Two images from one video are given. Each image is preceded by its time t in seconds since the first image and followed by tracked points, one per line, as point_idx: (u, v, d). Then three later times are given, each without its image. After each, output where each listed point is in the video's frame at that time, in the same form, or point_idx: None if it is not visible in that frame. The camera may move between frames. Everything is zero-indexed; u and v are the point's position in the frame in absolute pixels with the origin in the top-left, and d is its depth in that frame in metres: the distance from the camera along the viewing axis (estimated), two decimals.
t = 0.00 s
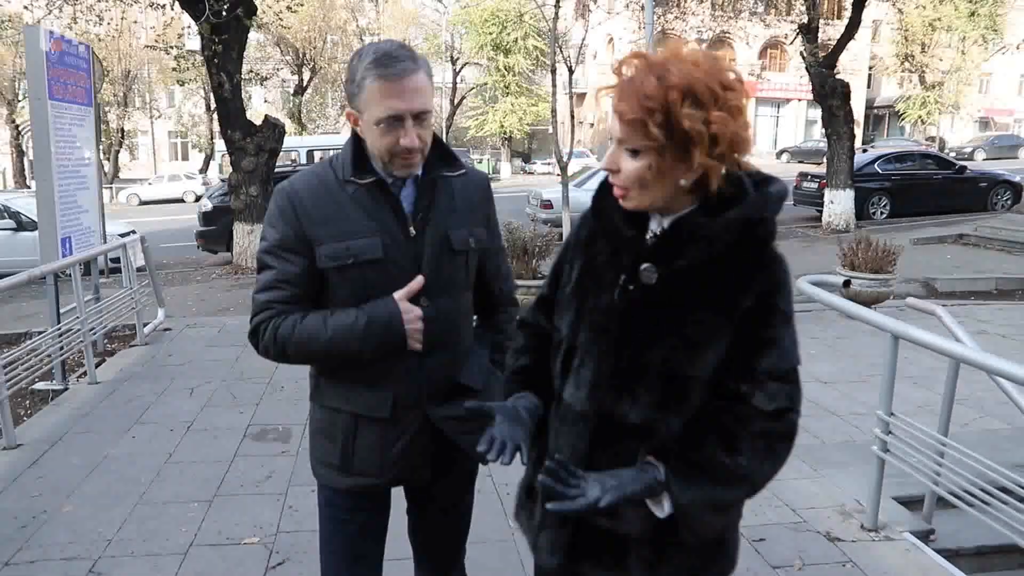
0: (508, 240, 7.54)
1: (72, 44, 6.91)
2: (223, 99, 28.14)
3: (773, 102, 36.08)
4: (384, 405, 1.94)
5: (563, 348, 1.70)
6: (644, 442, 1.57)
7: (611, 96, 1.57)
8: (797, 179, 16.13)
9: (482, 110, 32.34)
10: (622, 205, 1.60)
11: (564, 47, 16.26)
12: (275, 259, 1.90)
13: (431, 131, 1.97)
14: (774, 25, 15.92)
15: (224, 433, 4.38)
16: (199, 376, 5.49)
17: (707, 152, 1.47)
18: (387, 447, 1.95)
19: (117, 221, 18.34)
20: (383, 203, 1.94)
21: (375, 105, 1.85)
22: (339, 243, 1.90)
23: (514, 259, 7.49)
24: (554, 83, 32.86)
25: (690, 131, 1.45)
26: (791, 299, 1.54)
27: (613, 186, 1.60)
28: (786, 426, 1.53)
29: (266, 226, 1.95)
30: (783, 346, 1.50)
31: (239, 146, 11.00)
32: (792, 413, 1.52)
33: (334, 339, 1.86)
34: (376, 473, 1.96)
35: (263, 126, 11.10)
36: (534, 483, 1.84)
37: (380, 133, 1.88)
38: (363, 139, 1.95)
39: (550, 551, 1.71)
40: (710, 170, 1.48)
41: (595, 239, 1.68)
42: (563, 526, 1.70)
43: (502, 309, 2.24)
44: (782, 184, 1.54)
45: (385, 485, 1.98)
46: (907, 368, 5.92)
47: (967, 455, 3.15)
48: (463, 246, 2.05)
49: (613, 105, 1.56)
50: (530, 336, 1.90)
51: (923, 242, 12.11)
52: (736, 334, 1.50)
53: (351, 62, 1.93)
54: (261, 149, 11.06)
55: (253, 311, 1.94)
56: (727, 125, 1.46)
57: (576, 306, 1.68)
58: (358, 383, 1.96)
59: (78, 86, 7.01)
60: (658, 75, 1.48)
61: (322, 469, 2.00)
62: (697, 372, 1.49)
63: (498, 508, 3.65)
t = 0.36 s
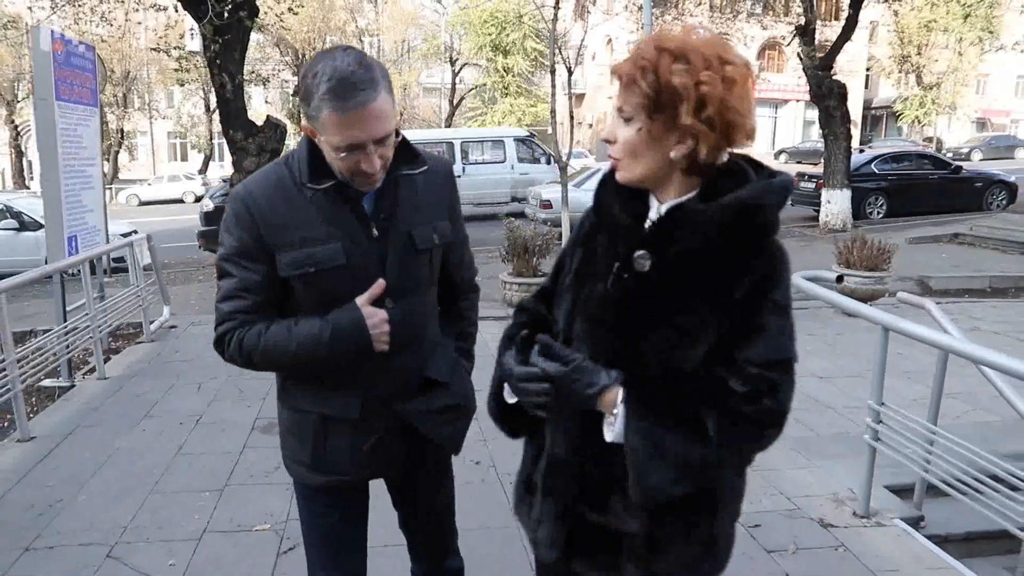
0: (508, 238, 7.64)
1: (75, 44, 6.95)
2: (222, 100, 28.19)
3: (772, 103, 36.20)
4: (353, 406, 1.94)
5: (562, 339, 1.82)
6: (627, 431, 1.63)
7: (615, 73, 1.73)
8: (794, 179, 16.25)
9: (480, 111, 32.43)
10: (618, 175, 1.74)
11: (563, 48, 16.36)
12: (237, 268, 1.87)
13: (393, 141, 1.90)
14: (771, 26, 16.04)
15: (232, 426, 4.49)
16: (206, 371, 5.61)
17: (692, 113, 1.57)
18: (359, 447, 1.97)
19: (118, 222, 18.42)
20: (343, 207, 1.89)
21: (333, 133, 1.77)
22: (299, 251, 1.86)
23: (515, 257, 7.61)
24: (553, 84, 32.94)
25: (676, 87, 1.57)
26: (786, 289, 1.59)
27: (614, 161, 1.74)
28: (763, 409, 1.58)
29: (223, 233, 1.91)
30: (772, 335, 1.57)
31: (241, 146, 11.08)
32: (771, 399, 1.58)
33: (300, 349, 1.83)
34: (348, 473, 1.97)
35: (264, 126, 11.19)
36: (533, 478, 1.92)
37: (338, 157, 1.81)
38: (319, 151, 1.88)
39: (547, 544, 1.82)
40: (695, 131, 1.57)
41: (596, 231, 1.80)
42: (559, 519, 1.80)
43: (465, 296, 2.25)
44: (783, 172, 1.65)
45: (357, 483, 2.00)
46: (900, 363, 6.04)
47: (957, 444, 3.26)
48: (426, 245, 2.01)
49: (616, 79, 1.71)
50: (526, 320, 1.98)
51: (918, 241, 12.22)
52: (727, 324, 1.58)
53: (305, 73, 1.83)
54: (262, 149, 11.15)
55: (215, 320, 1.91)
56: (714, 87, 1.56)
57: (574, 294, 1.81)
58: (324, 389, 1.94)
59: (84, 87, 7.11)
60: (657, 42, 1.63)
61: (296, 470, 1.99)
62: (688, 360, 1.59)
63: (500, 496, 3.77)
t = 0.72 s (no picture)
0: (503, 236, 7.75)
1: (73, 43, 6.98)
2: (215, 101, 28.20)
3: (764, 103, 36.42)
4: (331, 394, 1.91)
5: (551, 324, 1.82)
6: (611, 382, 1.57)
7: (600, 62, 1.72)
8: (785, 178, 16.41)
9: (474, 112, 32.56)
10: (609, 166, 1.72)
11: (557, 48, 16.49)
12: (223, 252, 1.90)
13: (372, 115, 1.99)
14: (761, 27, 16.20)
15: (235, 419, 4.57)
16: (206, 367, 5.69)
17: (685, 101, 1.58)
18: (339, 437, 1.93)
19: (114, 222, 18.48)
20: (325, 193, 1.90)
21: (311, 76, 1.87)
22: (279, 234, 1.87)
23: (510, 255, 7.71)
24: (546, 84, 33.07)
25: (670, 77, 1.57)
26: (766, 276, 1.51)
27: (603, 153, 1.72)
28: (734, 396, 1.48)
29: (213, 217, 1.95)
30: (746, 322, 1.48)
31: (237, 146, 11.16)
32: (745, 384, 1.48)
33: (277, 331, 1.84)
34: (332, 462, 1.94)
35: (260, 126, 11.27)
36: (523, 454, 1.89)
37: (318, 104, 1.87)
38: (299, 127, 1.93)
39: (526, 517, 1.80)
40: (687, 119, 1.58)
41: (587, 219, 1.79)
42: (539, 491, 1.77)
43: (454, 293, 2.24)
44: (770, 156, 1.60)
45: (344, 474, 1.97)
46: (887, 357, 6.18)
47: (938, 430, 3.38)
48: (406, 235, 1.99)
49: (602, 67, 1.71)
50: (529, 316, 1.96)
51: (907, 239, 12.37)
52: (706, 309, 1.49)
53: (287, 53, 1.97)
54: (258, 149, 11.23)
55: (204, 303, 1.94)
56: (707, 76, 1.57)
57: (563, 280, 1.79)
58: (303, 376, 1.93)
59: (83, 86, 7.19)
60: (646, 31, 1.62)
61: (284, 459, 1.99)
62: (661, 344, 1.52)
63: (499, 485, 3.85)
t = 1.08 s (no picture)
0: (501, 234, 7.84)
1: (75, 44, 7.04)
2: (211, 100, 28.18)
3: (759, 103, 36.53)
4: (331, 384, 1.95)
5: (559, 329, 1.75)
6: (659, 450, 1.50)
7: (601, 65, 1.63)
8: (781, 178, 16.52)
9: (471, 112, 32.61)
10: (619, 170, 1.65)
11: (553, 48, 16.56)
12: (241, 238, 2.00)
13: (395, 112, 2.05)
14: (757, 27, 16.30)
15: (239, 413, 4.65)
16: (208, 363, 5.75)
17: (711, 103, 1.56)
18: (340, 426, 1.97)
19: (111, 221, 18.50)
20: (337, 181, 1.96)
21: (339, 71, 1.94)
22: (289, 222, 1.94)
23: (508, 252, 7.79)
24: (543, 84, 33.14)
25: (696, 81, 1.53)
26: (781, 263, 1.52)
27: (611, 158, 1.65)
28: (774, 398, 1.49)
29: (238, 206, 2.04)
30: (773, 315, 1.48)
31: (235, 145, 11.22)
32: (783, 381, 1.49)
33: (279, 318, 1.91)
34: (332, 451, 1.98)
35: (259, 125, 11.32)
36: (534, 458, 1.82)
37: (346, 97, 1.95)
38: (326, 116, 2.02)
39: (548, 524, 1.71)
40: (713, 117, 1.57)
41: (592, 217, 1.76)
42: (559, 498, 1.69)
43: (474, 298, 2.24)
44: (766, 146, 1.61)
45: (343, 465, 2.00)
46: (879, 352, 6.26)
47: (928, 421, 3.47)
48: (416, 229, 2.02)
49: (605, 73, 1.61)
50: (521, 311, 1.98)
51: (902, 237, 12.48)
52: (724, 306, 1.48)
53: (314, 49, 2.04)
54: (257, 148, 11.28)
55: (221, 289, 2.04)
56: (725, 73, 1.55)
57: (570, 281, 1.74)
58: (310, 362, 1.99)
59: (84, 86, 7.24)
60: (655, 31, 1.55)
61: (290, 445, 2.05)
62: (684, 343, 1.50)
63: (500, 476, 3.95)
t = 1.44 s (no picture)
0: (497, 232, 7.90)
1: (73, 44, 7.08)
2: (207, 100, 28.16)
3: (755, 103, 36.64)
4: (360, 395, 1.98)
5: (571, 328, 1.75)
6: (643, 428, 1.54)
7: (621, 52, 1.61)
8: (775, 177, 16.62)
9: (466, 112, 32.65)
10: (634, 160, 1.63)
11: (549, 48, 16.63)
12: (279, 239, 2.02)
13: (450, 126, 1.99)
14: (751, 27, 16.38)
15: (240, 409, 4.71)
16: (209, 361, 5.80)
17: (729, 91, 1.52)
18: (366, 437, 1.99)
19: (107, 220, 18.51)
20: (377, 192, 1.95)
21: (391, 98, 1.86)
22: (328, 232, 1.95)
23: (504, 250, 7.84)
24: (538, 84, 33.20)
25: (712, 68, 1.50)
26: (801, 268, 1.50)
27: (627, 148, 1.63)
28: (779, 402, 1.46)
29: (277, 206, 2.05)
30: (787, 319, 1.46)
31: (233, 145, 11.25)
32: (791, 388, 1.46)
33: (310, 326, 1.93)
34: (356, 458, 2.01)
35: (256, 125, 11.36)
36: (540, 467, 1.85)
37: (397, 125, 1.87)
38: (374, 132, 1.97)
39: (548, 534, 1.76)
40: (731, 108, 1.53)
41: (604, 213, 1.73)
42: (560, 507, 1.73)
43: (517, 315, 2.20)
44: (793, 145, 1.57)
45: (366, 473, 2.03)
46: (871, 350, 6.34)
47: (920, 415, 3.50)
48: (457, 247, 2.00)
49: (625, 59, 1.60)
50: (541, 313, 1.91)
51: (895, 237, 12.58)
52: (737, 308, 1.47)
53: (366, 57, 1.94)
54: (254, 147, 11.32)
55: (259, 288, 2.07)
56: (747, 62, 1.51)
57: (581, 280, 1.73)
58: (342, 370, 2.01)
59: (82, 86, 7.28)
60: (675, 17, 1.53)
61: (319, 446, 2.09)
62: (693, 345, 1.49)
63: (496, 472, 4.01)
